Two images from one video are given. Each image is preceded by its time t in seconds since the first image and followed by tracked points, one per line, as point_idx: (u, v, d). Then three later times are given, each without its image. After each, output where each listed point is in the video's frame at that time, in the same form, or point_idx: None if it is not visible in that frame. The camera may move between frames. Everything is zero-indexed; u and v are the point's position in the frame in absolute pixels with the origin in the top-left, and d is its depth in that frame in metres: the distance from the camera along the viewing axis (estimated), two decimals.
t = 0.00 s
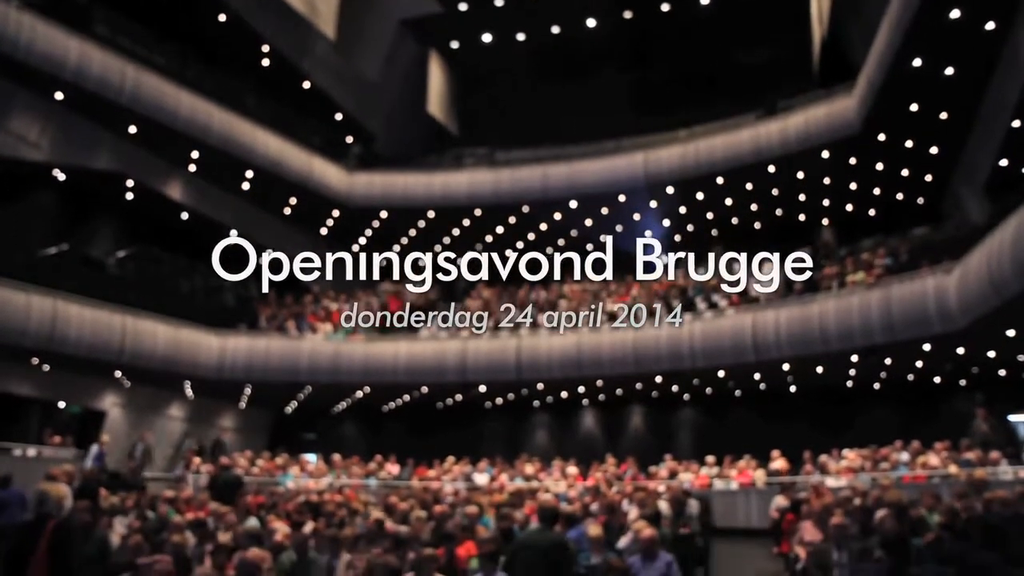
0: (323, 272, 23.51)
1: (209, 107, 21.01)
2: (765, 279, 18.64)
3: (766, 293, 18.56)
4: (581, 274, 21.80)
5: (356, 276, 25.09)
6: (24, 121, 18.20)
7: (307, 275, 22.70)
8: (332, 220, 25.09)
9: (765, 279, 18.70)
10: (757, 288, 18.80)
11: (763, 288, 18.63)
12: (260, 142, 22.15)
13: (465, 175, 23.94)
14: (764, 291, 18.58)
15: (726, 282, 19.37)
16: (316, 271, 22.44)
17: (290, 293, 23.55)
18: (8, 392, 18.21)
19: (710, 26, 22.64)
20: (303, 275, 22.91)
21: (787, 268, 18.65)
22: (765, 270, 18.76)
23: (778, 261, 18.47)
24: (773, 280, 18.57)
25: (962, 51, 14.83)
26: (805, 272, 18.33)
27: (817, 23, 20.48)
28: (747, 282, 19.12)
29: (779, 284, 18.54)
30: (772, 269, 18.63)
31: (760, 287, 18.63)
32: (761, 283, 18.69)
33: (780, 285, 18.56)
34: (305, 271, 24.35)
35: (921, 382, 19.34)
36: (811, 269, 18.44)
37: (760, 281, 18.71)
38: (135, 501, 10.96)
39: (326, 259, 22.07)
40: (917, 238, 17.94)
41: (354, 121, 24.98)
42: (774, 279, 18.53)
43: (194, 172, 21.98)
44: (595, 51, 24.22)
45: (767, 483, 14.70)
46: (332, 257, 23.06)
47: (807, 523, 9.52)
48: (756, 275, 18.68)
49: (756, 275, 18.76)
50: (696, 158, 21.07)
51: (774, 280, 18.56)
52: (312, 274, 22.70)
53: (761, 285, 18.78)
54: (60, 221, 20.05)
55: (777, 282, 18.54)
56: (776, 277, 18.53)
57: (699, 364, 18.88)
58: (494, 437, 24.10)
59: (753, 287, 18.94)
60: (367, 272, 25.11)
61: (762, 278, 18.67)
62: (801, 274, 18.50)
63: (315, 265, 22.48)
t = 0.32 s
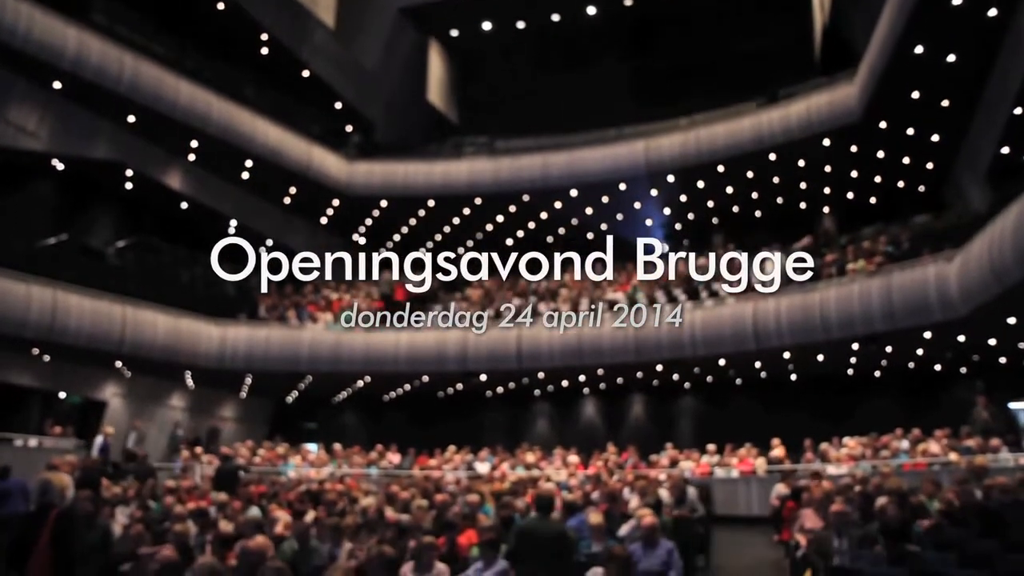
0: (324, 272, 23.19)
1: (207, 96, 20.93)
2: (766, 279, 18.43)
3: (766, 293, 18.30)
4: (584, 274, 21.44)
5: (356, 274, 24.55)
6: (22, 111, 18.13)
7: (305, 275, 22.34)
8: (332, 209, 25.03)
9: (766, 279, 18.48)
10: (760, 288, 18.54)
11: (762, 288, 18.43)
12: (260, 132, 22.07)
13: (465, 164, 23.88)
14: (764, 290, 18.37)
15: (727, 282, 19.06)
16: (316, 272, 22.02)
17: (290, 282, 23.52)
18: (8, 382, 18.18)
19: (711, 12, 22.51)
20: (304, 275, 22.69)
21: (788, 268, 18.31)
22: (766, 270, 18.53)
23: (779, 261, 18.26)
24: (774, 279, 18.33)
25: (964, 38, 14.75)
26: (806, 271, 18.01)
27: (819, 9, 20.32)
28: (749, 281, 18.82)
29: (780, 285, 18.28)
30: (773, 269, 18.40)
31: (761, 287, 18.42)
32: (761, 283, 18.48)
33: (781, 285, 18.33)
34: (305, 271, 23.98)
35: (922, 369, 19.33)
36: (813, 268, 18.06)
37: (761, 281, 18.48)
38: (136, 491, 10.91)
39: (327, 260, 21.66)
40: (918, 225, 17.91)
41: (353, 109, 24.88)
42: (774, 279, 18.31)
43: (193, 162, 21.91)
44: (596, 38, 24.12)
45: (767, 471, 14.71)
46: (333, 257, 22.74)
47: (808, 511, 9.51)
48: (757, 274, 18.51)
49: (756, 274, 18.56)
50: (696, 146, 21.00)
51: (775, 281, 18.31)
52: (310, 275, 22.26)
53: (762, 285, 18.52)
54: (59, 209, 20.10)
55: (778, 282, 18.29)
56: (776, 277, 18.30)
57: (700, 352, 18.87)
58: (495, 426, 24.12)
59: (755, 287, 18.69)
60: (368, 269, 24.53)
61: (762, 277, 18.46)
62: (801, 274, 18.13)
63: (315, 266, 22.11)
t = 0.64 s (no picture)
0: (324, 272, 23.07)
1: (206, 86, 20.85)
2: (767, 280, 18.19)
3: (768, 294, 18.03)
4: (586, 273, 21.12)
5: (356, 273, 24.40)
6: (19, 100, 18.06)
7: (305, 275, 22.29)
8: (332, 199, 24.98)
9: (767, 279, 18.23)
10: (760, 288, 18.29)
11: (763, 288, 18.16)
12: (259, 121, 22.00)
13: (464, 153, 23.81)
14: (765, 290, 18.11)
15: (727, 282, 18.74)
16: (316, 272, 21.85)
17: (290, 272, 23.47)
18: (7, 373, 18.14)
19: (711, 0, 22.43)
20: (302, 275, 22.42)
21: (788, 268, 18.08)
22: (767, 270, 18.29)
23: (781, 262, 18.05)
24: (775, 279, 18.10)
25: (966, 25, 14.67)
26: (807, 271, 17.66)
27: None
28: (750, 284, 18.53)
29: (780, 285, 18.03)
30: (775, 270, 18.17)
31: (761, 287, 18.15)
32: (762, 283, 18.23)
33: (782, 285, 18.07)
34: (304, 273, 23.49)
35: (924, 357, 19.30)
36: (814, 268, 17.71)
37: (761, 281, 18.24)
38: (137, 481, 10.90)
39: (328, 258, 21.45)
40: (920, 212, 17.87)
41: (352, 99, 24.83)
42: (775, 279, 18.07)
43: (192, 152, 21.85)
44: (595, 26, 24.05)
45: (767, 460, 14.85)
46: (333, 256, 22.50)
47: (807, 499, 9.49)
48: (760, 275, 18.25)
49: (759, 277, 18.33)
50: (697, 135, 20.92)
51: (776, 281, 18.04)
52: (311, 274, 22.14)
53: (762, 285, 18.27)
54: (58, 200, 20.09)
55: (779, 281, 18.05)
56: (778, 277, 18.06)
57: (701, 341, 18.84)
58: (495, 416, 24.12)
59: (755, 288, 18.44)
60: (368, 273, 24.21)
61: (763, 277, 18.23)
62: (802, 272, 17.80)
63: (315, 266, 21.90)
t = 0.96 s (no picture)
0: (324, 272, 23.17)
1: (205, 75, 20.78)
2: (768, 280, 17.98)
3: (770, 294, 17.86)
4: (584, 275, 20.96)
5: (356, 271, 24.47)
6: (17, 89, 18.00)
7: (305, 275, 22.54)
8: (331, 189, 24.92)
9: (768, 279, 18.02)
10: (761, 288, 18.09)
11: (764, 289, 17.97)
12: (258, 111, 21.92)
13: (463, 142, 23.73)
14: (765, 291, 17.93)
15: (728, 282, 18.54)
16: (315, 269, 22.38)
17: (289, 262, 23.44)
18: (7, 363, 18.11)
19: None
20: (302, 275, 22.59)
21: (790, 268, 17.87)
22: (769, 270, 18.08)
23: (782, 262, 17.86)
24: (777, 279, 17.87)
25: (969, 14, 14.60)
26: (808, 272, 17.39)
27: None
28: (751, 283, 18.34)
29: (782, 285, 17.83)
30: (776, 270, 17.94)
31: (763, 287, 17.94)
32: (763, 284, 18.04)
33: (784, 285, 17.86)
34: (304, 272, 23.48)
35: (924, 347, 19.27)
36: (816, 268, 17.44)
37: (763, 281, 18.02)
38: (138, 470, 10.89)
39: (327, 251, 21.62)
40: (921, 202, 17.83)
41: (351, 88, 24.77)
42: (777, 279, 17.86)
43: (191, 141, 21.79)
44: (595, 14, 24.38)
45: (767, 449, 14.85)
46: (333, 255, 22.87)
47: (808, 488, 9.48)
48: (761, 275, 18.06)
49: (760, 275, 18.10)
50: (697, 124, 20.85)
51: (778, 281, 17.82)
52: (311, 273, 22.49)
53: (764, 285, 18.07)
54: (57, 190, 20.06)
55: (781, 281, 17.84)
56: (779, 277, 17.85)
57: (701, 331, 18.83)
58: (495, 405, 24.13)
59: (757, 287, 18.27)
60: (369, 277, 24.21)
61: (765, 278, 18.02)
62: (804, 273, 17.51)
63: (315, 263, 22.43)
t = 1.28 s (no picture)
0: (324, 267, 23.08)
1: (204, 63, 20.66)
2: (769, 279, 17.86)
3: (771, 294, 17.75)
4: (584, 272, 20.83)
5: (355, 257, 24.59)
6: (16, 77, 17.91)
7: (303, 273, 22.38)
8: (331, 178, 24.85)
9: (769, 279, 17.89)
10: (762, 289, 17.97)
11: (765, 288, 17.85)
12: (258, 99, 21.82)
13: (464, 131, 23.65)
14: (766, 291, 17.82)
15: (729, 282, 18.42)
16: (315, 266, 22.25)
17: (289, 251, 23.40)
18: (7, 351, 18.08)
19: None
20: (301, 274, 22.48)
21: (790, 267, 17.74)
22: (770, 270, 17.95)
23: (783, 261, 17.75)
24: (778, 278, 17.74)
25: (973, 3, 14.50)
26: (810, 272, 17.31)
27: None
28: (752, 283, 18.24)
29: (784, 285, 17.70)
30: (777, 269, 17.82)
31: (764, 287, 17.83)
32: (764, 283, 17.91)
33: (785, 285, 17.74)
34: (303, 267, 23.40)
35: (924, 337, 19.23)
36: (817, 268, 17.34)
37: (764, 281, 17.89)
38: (138, 459, 10.87)
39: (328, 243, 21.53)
40: (922, 192, 17.77)
41: (350, 76, 24.66)
42: (778, 278, 17.72)
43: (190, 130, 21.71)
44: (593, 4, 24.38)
45: (767, 438, 14.85)
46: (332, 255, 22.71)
47: (806, 477, 9.50)
48: (761, 274, 17.96)
49: (760, 274, 18.01)
50: (698, 113, 20.76)
51: (779, 281, 17.69)
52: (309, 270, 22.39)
53: (764, 285, 17.95)
54: (56, 178, 19.99)
55: (782, 280, 17.70)
56: (780, 276, 17.71)
57: (701, 320, 18.80)
58: (494, 394, 24.12)
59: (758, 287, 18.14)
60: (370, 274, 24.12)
61: (766, 277, 17.89)
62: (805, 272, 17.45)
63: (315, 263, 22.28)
